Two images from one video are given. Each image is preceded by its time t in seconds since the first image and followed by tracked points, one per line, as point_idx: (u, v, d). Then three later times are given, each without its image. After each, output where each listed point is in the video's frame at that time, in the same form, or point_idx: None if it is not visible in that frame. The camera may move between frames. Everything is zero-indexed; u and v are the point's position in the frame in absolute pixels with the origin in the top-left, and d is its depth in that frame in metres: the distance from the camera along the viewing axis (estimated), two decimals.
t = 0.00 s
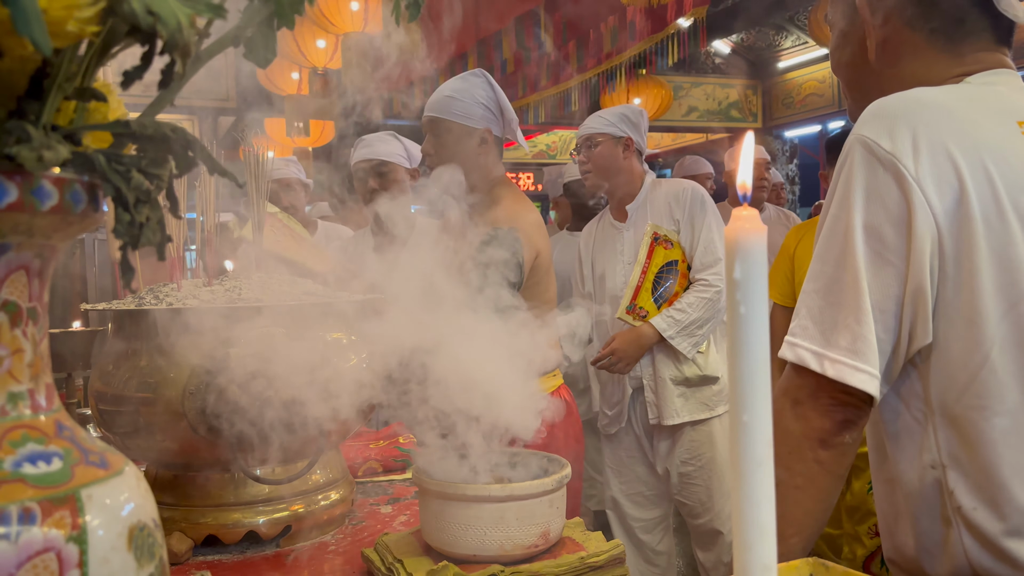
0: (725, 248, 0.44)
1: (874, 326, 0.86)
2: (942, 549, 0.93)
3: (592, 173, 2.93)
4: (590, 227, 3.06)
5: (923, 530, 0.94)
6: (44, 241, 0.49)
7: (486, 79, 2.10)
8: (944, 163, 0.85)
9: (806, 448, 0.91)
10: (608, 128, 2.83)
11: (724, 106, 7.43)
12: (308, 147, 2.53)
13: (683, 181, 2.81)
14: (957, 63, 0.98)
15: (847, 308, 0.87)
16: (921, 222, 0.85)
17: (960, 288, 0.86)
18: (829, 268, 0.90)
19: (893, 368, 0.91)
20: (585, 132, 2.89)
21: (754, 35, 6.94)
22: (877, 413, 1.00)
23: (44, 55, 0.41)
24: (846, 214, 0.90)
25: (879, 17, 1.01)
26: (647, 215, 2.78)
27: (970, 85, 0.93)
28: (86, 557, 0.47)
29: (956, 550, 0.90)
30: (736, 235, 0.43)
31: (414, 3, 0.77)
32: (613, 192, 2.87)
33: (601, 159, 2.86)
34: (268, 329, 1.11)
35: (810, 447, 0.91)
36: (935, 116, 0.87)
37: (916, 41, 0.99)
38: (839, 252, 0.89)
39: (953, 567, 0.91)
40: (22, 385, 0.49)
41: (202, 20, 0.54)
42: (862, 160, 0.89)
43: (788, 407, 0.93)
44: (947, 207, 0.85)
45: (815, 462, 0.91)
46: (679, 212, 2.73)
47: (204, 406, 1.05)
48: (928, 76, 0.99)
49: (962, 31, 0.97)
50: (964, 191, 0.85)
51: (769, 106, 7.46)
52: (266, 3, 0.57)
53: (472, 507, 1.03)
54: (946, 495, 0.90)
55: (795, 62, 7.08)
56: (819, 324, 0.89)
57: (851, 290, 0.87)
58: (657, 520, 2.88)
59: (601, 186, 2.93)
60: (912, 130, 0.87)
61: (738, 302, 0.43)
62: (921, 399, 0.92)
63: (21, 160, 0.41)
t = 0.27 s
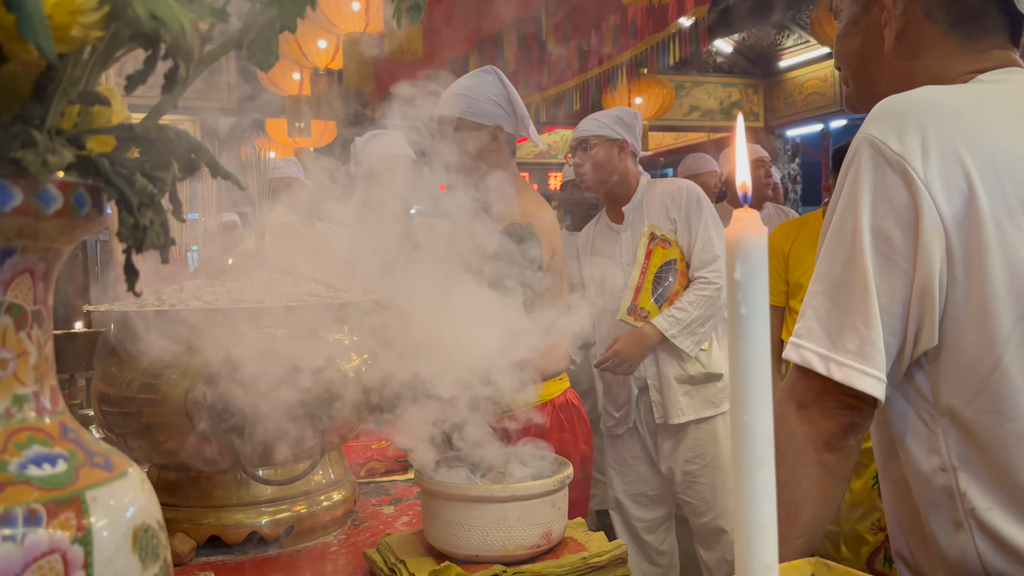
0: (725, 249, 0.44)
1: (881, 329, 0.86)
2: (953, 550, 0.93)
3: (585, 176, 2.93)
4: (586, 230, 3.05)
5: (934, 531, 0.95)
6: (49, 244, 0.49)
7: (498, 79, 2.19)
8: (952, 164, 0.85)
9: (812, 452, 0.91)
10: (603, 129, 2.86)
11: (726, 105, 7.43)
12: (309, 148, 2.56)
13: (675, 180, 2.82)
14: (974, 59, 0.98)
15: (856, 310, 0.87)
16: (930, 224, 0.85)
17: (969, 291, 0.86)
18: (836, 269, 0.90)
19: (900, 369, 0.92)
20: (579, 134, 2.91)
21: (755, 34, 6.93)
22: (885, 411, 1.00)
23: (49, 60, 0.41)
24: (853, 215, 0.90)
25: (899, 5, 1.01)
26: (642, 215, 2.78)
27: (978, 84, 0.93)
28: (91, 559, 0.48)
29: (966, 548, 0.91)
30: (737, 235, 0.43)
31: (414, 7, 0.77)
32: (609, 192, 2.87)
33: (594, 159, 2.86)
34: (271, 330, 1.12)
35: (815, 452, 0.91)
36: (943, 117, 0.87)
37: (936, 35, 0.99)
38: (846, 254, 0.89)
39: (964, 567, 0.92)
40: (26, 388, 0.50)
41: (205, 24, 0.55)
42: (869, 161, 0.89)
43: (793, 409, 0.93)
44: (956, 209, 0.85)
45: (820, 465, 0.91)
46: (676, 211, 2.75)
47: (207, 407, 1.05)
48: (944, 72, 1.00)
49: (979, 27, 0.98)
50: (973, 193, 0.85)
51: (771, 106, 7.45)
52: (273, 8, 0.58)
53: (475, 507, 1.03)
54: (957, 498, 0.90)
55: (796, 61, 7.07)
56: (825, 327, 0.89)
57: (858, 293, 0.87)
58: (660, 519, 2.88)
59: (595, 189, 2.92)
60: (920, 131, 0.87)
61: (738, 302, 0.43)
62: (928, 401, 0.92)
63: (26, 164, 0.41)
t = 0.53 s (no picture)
0: (724, 251, 0.44)
1: (881, 330, 0.86)
2: (952, 551, 0.93)
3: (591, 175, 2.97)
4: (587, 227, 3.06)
5: (934, 532, 0.95)
6: (52, 248, 0.50)
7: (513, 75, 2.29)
8: (953, 165, 0.85)
9: (812, 453, 0.92)
10: (606, 129, 2.89)
11: (729, 104, 7.41)
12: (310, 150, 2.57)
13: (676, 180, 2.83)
14: (970, 61, 0.98)
15: (856, 311, 0.87)
16: (930, 225, 0.85)
17: (970, 292, 0.86)
18: (836, 270, 0.90)
19: (899, 370, 0.92)
20: (584, 133, 2.93)
21: (758, 32, 6.92)
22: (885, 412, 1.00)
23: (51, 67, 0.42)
24: (854, 216, 0.90)
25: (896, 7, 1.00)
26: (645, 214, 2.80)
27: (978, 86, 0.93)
28: (93, 560, 0.48)
29: (965, 549, 0.91)
30: (734, 238, 0.44)
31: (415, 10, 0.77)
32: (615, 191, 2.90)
33: (600, 159, 2.90)
34: (274, 331, 1.12)
35: (815, 452, 0.92)
36: (944, 118, 0.87)
37: (932, 37, 0.99)
38: (846, 255, 0.89)
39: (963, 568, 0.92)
40: (30, 391, 0.50)
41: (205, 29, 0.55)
42: (870, 161, 0.89)
43: (792, 410, 0.93)
44: (957, 210, 0.85)
45: (819, 466, 0.92)
46: (679, 211, 2.74)
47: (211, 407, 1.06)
48: (941, 74, 0.99)
49: (976, 28, 0.97)
50: (974, 194, 0.85)
51: (774, 104, 7.44)
52: (270, 14, 0.58)
53: (476, 508, 1.04)
54: (956, 499, 0.91)
55: (799, 60, 7.06)
56: (825, 328, 0.89)
57: (858, 293, 0.87)
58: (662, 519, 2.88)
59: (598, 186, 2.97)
60: (921, 132, 0.87)
61: (737, 304, 0.43)
62: (928, 401, 0.92)
63: (29, 170, 0.42)
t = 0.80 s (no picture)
0: (728, 251, 0.44)
1: (886, 329, 0.86)
2: (956, 550, 0.93)
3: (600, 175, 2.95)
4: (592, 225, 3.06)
5: (935, 531, 0.95)
6: (56, 248, 0.50)
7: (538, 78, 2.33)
8: (959, 163, 0.85)
9: (816, 452, 0.91)
10: (617, 128, 2.87)
11: (733, 103, 7.40)
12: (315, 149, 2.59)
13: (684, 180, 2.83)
14: (974, 59, 0.98)
15: (861, 309, 0.87)
16: (936, 224, 0.84)
17: (975, 290, 0.86)
18: (841, 269, 0.89)
19: (904, 370, 0.92)
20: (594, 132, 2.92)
21: (762, 31, 6.90)
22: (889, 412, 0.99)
23: (55, 68, 0.41)
24: (858, 215, 0.89)
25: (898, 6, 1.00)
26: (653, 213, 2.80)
27: (981, 84, 0.92)
28: (98, 558, 0.48)
29: (969, 548, 0.91)
30: (739, 237, 0.44)
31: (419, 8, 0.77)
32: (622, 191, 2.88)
33: (608, 158, 2.89)
34: (278, 330, 1.13)
35: (820, 451, 0.91)
36: (950, 115, 0.86)
37: (936, 36, 0.99)
38: (851, 253, 0.89)
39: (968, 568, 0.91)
40: (35, 390, 0.50)
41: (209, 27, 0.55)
42: (876, 159, 0.89)
43: (797, 409, 0.93)
44: (963, 209, 0.85)
45: (823, 465, 0.91)
46: (687, 210, 2.74)
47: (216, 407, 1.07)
48: (945, 71, 1.00)
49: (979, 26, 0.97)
50: (980, 193, 0.84)
51: (778, 103, 7.43)
52: (273, 13, 0.58)
53: (480, 507, 1.04)
54: (959, 498, 0.90)
55: (804, 59, 7.04)
56: (830, 327, 0.89)
57: (863, 292, 0.87)
58: (668, 519, 2.86)
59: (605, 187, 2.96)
60: (927, 130, 0.87)
61: (741, 303, 0.43)
62: (932, 401, 0.91)
63: (33, 169, 0.42)
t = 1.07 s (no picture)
0: (734, 253, 0.44)
1: (894, 330, 0.86)
2: (963, 552, 0.92)
3: (606, 174, 2.91)
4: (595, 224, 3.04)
5: (941, 533, 0.94)
6: (62, 251, 0.50)
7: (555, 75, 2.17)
8: (967, 163, 0.85)
9: (824, 454, 0.91)
10: (623, 128, 2.84)
11: (739, 102, 7.39)
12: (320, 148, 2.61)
13: (689, 181, 2.83)
14: (981, 59, 0.97)
15: (868, 310, 0.86)
16: (943, 224, 0.84)
17: (982, 291, 0.85)
18: (848, 270, 0.89)
19: (911, 371, 0.91)
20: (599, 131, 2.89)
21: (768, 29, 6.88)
22: (896, 413, 0.99)
23: (61, 71, 0.41)
24: (866, 216, 0.89)
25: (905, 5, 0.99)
26: (659, 213, 2.78)
27: (988, 84, 0.92)
28: (104, 561, 0.48)
29: (976, 550, 0.90)
30: (745, 238, 0.43)
31: (423, 11, 0.77)
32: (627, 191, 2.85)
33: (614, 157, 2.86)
34: (284, 330, 1.13)
35: (827, 453, 0.91)
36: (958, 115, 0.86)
37: (943, 37, 0.98)
38: (858, 254, 0.88)
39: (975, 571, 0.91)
40: (41, 392, 0.51)
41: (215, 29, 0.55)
42: (883, 159, 0.88)
43: (804, 411, 0.93)
44: (971, 209, 0.84)
45: (830, 467, 0.91)
46: (694, 211, 2.75)
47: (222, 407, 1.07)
48: (952, 71, 0.99)
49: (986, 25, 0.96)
50: (988, 193, 0.84)
51: (783, 102, 7.42)
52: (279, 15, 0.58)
53: (486, 507, 1.04)
54: (966, 500, 0.90)
55: (809, 57, 7.02)
56: (837, 328, 0.88)
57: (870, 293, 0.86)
58: (674, 518, 2.86)
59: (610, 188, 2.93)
60: (935, 130, 0.86)
61: (747, 305, 0.43)
62: (939, 402, 0.91)
63: (40, 173, 0.42)
